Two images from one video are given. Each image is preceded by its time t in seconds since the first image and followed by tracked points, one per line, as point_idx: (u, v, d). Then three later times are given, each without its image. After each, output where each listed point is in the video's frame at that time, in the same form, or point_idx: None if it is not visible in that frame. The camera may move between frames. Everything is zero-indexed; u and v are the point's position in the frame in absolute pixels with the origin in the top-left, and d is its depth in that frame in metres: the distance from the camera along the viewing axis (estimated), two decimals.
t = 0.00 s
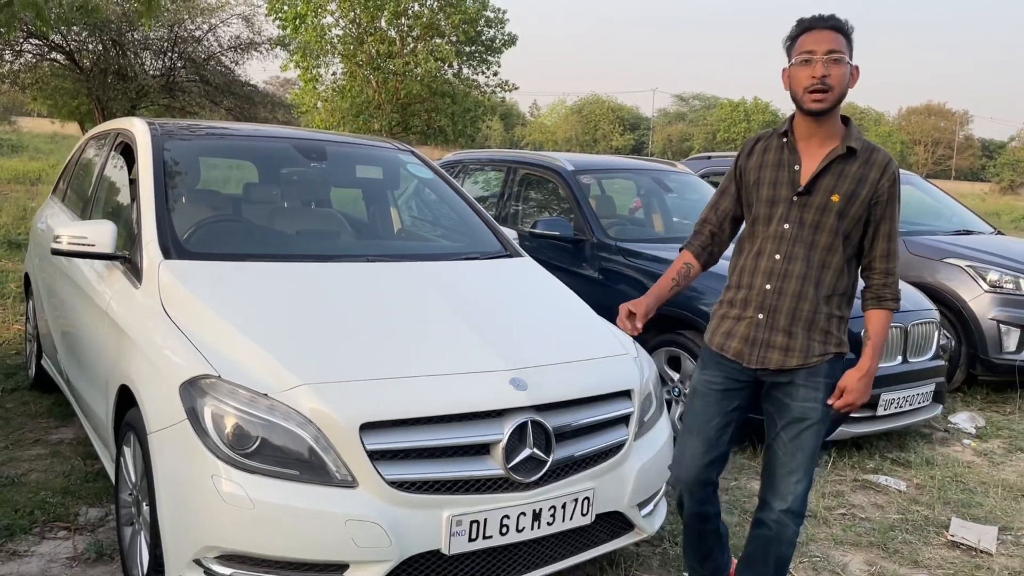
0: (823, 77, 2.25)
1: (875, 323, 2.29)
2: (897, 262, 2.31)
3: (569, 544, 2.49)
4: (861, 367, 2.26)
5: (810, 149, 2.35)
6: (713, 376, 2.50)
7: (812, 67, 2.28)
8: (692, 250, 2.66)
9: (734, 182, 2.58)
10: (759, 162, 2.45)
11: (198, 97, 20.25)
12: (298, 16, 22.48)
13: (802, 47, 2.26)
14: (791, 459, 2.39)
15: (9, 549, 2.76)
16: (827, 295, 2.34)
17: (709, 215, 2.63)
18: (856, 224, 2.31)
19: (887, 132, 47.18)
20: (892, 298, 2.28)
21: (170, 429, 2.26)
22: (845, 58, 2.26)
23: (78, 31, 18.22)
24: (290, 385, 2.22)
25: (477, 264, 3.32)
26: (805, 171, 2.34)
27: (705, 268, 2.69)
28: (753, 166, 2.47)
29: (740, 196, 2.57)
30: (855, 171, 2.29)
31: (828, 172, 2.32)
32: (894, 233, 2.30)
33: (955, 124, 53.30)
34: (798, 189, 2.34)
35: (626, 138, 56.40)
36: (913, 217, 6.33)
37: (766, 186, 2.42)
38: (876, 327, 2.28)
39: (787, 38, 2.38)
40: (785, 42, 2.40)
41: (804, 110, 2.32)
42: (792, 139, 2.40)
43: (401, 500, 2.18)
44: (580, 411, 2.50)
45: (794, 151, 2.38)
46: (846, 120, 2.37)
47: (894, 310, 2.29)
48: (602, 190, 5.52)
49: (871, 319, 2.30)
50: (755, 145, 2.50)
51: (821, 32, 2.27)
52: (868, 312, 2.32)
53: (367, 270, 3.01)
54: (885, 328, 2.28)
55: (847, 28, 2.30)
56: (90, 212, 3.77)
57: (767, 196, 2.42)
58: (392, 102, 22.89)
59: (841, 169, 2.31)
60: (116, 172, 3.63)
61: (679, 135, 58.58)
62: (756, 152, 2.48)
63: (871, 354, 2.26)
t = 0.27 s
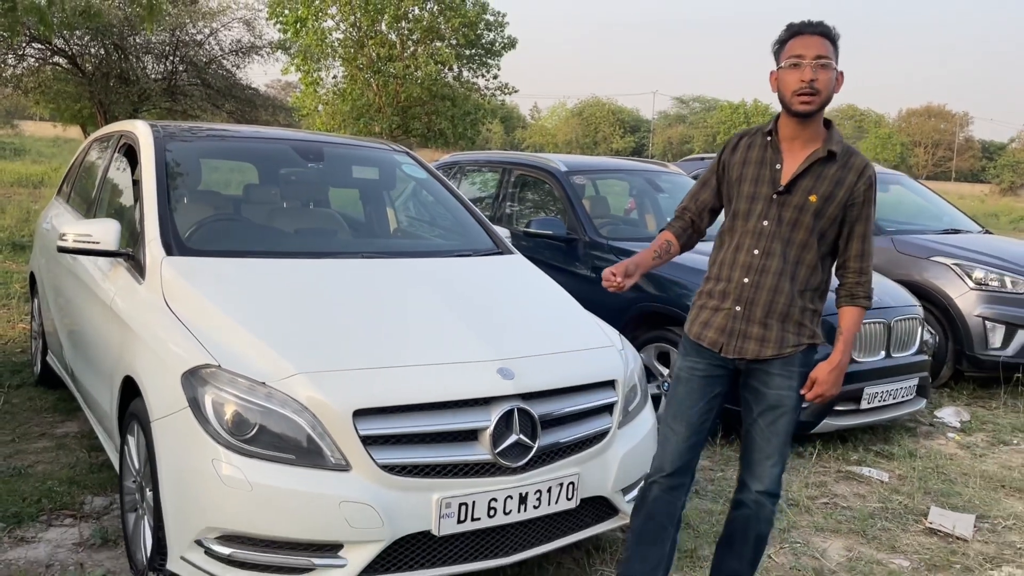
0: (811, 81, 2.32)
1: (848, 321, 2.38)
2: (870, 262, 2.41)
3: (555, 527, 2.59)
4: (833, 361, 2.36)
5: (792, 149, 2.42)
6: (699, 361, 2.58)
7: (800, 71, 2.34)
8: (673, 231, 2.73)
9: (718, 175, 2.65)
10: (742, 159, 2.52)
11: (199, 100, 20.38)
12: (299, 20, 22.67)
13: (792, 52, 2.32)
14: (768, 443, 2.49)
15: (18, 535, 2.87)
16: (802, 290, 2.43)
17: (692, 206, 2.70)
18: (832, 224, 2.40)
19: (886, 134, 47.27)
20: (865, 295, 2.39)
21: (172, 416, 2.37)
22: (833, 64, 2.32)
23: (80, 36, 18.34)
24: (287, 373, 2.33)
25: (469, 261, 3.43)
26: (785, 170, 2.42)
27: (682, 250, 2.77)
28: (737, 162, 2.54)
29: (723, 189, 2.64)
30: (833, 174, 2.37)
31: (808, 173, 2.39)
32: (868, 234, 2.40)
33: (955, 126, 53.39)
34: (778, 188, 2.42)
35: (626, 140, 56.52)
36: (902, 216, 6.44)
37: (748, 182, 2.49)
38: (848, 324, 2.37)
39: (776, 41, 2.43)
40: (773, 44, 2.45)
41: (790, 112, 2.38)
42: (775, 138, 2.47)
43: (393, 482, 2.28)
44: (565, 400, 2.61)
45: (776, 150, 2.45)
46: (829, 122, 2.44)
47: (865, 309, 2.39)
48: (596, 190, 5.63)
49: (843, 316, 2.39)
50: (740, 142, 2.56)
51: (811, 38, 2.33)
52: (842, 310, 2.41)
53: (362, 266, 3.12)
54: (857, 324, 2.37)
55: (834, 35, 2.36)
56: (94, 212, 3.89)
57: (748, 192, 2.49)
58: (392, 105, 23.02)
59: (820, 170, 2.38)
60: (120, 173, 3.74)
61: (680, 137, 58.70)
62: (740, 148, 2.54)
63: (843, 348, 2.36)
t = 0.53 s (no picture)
0: (797, 93, 2.40)
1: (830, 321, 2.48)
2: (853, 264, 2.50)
3: (550, 521, 2.68)
4: (816, 360, 2.46)
5: (778, 157, 2.51)
6: (692, 356, 2.63)
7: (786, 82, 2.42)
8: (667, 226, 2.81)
9: (706, 182, 2.74)
10: (729, 166, 2.61)
11: (201, 105, 20.49)
12: (300, 24, 22.86)
13: (778, 64, 2.40)
14: (756, 439, 2.58)
15: (30, 531, 2.96)
16: (788, 292, 2.51)
17: (681, 211, 2.81)
18: (817, 229, 2.49)
19: (886, 135, 47.35)
20: (847, 297, 2.49)
21: (180, 414, 2.46)
22: (817, 74, 2.41)
23: (83, 41, 18.46)
24: (291, 372, 2.42)
25: (467, 264, 3.52)
26: (771, 178, 2.51)
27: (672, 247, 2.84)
28: (724, 168, 2.63)
29: (711, 195, 2.73)
30: (817, 181, 2.46)
31: (793, 180, 2.48)
32: (851, 238, 2.49)
33: (956, 128, 53.46)
34: (764, 195, 2.50)
35: (627, 142, 56.62)
36: (896, 218, 6.53)
37: (735, 189, 2.58)
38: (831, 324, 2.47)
39: (760, 53, 2.50)
40: (757, 55, 2.53)
41: (778, 122, 2.46)
42: (762, 146, 2.56)
43: (393, 477, 2.37)
44: (560, 398, 2.70)
45: (762, 158, 2.54)
46: (814, 129, 2.52)
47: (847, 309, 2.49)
48: (593, 194, 5.72)
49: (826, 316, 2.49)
50: (727, 149, 2.66)
51: (795, 49, 2.41)
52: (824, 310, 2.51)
53: (363, 269, 3.21)
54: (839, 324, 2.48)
55: (817, 45, 2.44)
56: (102, 218, 3.98)
57: (736, 198, 2.58)
58: (393, 109, 23.14)
59: (805, 177, 2.47)
60: (127, 179, 3.84)
61: (680, 140, 58.81)
62: (728, 156, 2.63)
63: (826, 348, 2.46)
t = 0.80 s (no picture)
0: (788, 105, 2.46)
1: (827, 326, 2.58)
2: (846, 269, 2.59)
3: (553, 522, 2.74)
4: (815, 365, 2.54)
5: (772, 166, 2.55)
6: (693, 372, 2.67)
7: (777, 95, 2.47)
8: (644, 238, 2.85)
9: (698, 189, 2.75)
10: (725, 174, 2.64)
11: (203, 111, 20.57)
12: (301, 30, 23.03)
13: (769, 77, 2.45)
14: (756, 445, 2.63)
15: (43, 535, 3.01)
16: (786, 299, 2.56)
17: (672, 219, 2.82)
18: (812, 235, 2.55)
19: (886, 138, 47.41)
20: (842, 302, 2.57)
21: (191, 419, 2.51)
22: (807, 86, 2.46)
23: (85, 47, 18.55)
24: (300, 378, 2.48)
25: (470, 271, 3.58)
26: (767, 186, 2.55)
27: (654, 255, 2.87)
28: (720, 177, 2.65)
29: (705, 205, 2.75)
30: (812, 189, 2.51)
31: (789, 188, 2.52)
32: (845, 243, 2.57)
33: (956, 130, 53.52)
34: (761, 203, 2.54)
35: (627, 146, 56.70)
36: (893, 221, 6.59)
37: (731, 198, 2.61)
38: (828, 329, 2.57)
39: (753, 64, 2.55)
40: (749, 66, 2.58)
41: (770, 133, 2.51)
42: (755, 155, 2.59)
43: (400, 480, 2.43)
44: (562, 402, 2.75)
45: (757, 167, 2.58)
46: (806, 137, 2.57)
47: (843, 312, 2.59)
48: (593, 199, 5.78)
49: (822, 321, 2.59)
50: (721, 157, 2.68)
51: (786, 62, 2.46)
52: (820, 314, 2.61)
53: (369, 277, 3.27)
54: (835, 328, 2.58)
55: (808, 56, 2.49)
56: (110, 226, 4.04)
57: (732, 207, 2.61)
58: (394, 113, 23.23)
59: (800, 185, 2.52)
60: (135, 188, 3.90)
61: (680, 143, 58.91)
62: (723, 164, 2.66)
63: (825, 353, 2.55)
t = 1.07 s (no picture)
0: (784, 112, 2.49)
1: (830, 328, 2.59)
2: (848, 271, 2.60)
3: (562, 523, 2.78)
4: (817, 366, 2.55)
5: (771, 170, 2.59)
6: (694, 376, 2.73)
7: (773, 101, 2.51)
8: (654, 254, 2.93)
9: (701, 195, 2.80)
10: (725, 180, 2.68)
11: (203, 116, 20.62)
12: (300, 35, 23.35)
13: (765, 84, 2.49)
14: (758, 446, 2.66)
15: (58, 538, 3.05)
16: (787, 301, 2.60)
17: (676, 225, 2.87)
18: (813, 238, 2.57)
19: (885, 140, 47.52)
20: (844, 303, 2.59)
21: (207, 423, 2.56)
22: (803, 93, 2.49)
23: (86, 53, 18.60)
24: (313, 381, 2.52)
25: (478, 275, 3.62)
26: (766, 190, 2.59)
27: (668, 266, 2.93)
28: (721, 182, 2.70)
29: (707, 210, 2.79)
30: (811, 192, 2.54)
31: (788, 192, 2.56)
32: (846, 245, 2.58)
33: (954, 131, 53.62)
34: (760, 207, 2.59)
35: (626, 149, 56.79)
36: (893, 223, 6.64)
37: (732, 203, 2.66)
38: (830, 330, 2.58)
39: (750, 70, 2.59)
40: (747, 72, 2.62)
41: (768, 139, 2.55)
42: (755, 160, 2.63)
43: (413, 481, 2.47)
44: (569, 403, 2.80)
45: (757, 172, 2.62)
46: (805, 142, 2.60)
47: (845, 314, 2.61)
48: (596, 203, 5.83)
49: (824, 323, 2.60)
50: (723, 163, 2.73)
51: (781, 69, 2.49)
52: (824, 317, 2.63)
53: (379, 281, 3.32)
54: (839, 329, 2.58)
55: (805, 62, 2.52)
56: (120, 232, 4.08)
57: (733, 211, 2.66)
58: (394, 118, 23.31)
59: (799, 189, 2.55)
60: (145, 195, 3.95)
61: (679, 146, 59.02)
62: (724, 170, 2.70)
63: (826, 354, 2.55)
